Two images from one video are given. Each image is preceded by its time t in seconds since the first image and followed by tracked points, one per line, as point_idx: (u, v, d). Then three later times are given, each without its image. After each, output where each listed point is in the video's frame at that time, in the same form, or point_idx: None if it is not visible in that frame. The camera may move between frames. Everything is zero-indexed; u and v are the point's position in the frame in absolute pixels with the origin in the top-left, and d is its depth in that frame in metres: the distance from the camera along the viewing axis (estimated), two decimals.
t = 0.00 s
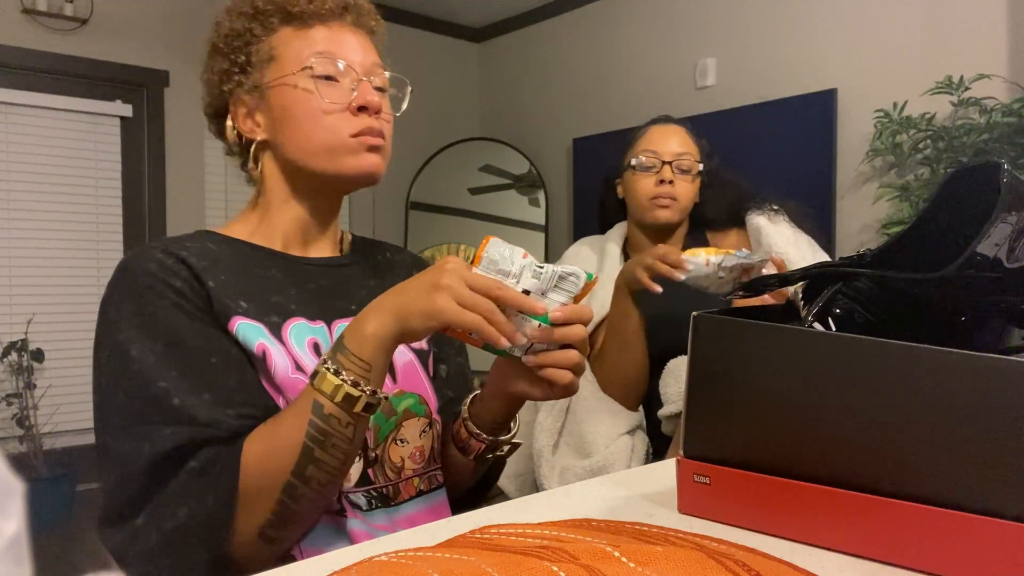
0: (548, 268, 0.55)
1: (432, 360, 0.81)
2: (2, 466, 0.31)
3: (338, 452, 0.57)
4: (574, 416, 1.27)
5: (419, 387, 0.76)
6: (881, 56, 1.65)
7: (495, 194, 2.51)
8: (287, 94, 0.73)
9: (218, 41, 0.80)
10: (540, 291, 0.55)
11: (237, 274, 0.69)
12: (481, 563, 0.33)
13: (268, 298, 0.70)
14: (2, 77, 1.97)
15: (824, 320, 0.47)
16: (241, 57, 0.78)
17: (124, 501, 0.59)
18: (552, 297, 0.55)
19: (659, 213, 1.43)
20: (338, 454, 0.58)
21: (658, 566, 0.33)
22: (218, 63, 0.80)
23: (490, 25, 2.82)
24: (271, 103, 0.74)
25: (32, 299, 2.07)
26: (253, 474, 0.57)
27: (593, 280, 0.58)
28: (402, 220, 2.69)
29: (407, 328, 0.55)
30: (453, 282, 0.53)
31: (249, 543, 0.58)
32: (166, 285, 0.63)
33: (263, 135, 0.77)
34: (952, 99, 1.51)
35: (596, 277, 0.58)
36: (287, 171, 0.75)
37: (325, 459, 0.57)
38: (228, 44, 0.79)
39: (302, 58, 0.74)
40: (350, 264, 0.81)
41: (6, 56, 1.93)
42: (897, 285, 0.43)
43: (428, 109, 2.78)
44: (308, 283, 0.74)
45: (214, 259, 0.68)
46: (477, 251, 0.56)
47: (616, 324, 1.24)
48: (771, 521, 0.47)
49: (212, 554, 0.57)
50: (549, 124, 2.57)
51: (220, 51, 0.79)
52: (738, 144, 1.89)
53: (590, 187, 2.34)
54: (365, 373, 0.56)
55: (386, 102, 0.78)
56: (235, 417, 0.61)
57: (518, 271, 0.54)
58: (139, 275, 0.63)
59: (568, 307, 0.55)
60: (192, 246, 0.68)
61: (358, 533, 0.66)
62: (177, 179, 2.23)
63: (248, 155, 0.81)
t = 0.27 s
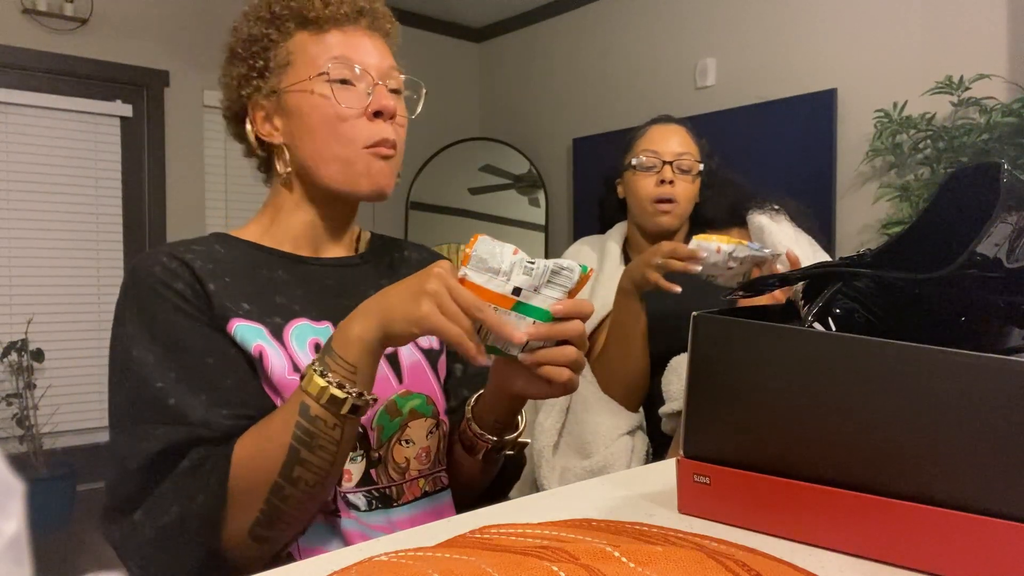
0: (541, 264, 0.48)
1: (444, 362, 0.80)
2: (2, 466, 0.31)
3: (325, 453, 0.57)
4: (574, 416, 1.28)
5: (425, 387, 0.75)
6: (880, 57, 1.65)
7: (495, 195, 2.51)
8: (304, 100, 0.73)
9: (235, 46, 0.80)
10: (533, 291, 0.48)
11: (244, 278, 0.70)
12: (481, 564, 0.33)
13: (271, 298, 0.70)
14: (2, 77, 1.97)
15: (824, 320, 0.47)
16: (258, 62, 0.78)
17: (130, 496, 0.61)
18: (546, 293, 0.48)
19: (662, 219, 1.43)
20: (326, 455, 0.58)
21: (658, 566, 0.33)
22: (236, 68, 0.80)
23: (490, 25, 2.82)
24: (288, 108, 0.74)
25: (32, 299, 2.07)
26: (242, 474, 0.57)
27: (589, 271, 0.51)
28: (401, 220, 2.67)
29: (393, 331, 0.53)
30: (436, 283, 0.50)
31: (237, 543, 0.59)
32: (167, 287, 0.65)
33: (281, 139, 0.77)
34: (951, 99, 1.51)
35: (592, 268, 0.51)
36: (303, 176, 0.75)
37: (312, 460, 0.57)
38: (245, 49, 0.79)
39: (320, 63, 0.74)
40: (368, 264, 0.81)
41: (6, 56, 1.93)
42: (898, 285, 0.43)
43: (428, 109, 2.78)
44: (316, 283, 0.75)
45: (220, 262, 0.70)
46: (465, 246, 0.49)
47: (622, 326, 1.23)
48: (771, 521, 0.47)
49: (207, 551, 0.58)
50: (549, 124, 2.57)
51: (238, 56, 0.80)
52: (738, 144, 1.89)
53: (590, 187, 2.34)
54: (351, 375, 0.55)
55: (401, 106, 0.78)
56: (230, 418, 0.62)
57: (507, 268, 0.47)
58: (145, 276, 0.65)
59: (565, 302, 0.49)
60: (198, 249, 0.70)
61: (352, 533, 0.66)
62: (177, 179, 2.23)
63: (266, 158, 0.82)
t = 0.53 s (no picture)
0: (514, 268, 0.45)
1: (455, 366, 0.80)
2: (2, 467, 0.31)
3: (305, 452, 0.58)
4: (574, 417, 1.29)
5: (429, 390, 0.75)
6: (880, 57, 1.65)
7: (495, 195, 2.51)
8: (311, 102, 0.73)
9: (246, 51, 0.81)
10: (507, 294, 0.46)
11: (254, 279, 0.71)
12: (481, 564, 0.33)
13: (275, 299, 0.70)
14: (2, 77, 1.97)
15: (824, 320, 0.47)
16: (268, 66, 0.78)
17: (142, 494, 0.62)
18: (520, 296, 0.46)
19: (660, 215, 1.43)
20: (306, 454, 0.58)
21: (658, 566, 0.33)
22: (246, 73, 0.81)
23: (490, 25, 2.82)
24: (298, 110, 0.74)
25: (32, 299, 2.08)
26: (226, 471, 0.59)
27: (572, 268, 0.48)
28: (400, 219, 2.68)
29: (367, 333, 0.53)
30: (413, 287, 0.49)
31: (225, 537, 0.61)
32: (170, 288, 0.66)
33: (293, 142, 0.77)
34: (951, 99, 1.51)
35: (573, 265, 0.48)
36: (314, 176, 0.75)
37: (291, 459, 0.58)
38: (254, 53, 0.79)
39: (326, 65, 0.74)
40: (386, 262, 0.81)
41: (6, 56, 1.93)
42: (898, 285, 0.43)
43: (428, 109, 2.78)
44: (322, 285, 0.74)
45: (228, 264, 0.71)
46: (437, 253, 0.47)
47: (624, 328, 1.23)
48: (770, 521, 0.47)
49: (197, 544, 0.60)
50: (548, 124, 2.57)
51: (248, 61, 0.80)
52: (738, 144, 1.89)
53: (590, 186, 2.34)
54: (328, 375, 0.55)
55: (410, 104, 0.78)
56: (218, 415, 0.63)
57: (480, 274, 0.45)
58: (154, 281, 0.67)
59: (539, 305, 0.47)
60: (207, 251, 0.71)
61: (345, 533, 0.66)
62: (177, 179, 2.23)
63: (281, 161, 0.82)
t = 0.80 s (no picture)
0: (499, 266, 0.48)
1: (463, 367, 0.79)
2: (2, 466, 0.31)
3: (300, 451, 0.58)
4: (574, 416, 1.29)
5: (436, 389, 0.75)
6: (880, 57, 1.65)
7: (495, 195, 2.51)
8: (317, 106, 0.73)
9: (257, 57, 0.81)
10: (496, 291, 0.48)
11: (262, 278, 0.71)
12: (481, 563, 0.33)
13: (284, 299, 0.70)
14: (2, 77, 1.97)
15: (824, 320, 0.47)
16: (277, 70, 0.79)
17: (151, 492, 0.62)
18: (509, 294, 0.49)
19: (660, 214, 1.43)
20: (301, 453, 0.58)
21: (658, 567, 0.33)
22: (258, 78, 0.81)
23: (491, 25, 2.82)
24: (306, 113, 0.75)
25: (32, 299, 2.08)
26: (225, 466, 0.60)
27: (559, 263, 0.51)
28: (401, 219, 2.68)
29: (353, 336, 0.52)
30: (404, 295, 0.49)
31: (226, 531, 0.61)
32: (183, 288, 0.67)
33: (304, 143, 0.78)
34: (951, 99, 1.51)
35: (561, 258, 0.51)
36: (324, 178, 0.75)
37: (286, 458, 0.58)
38: (265, 58, 0.80)
39: (332, 68, 0.74)
40: (398, 260, 0.80)
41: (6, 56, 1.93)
42: (897, 285, 0.43)
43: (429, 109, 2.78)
44: (331, 284, 0.73)
45: (239, 264, 0.71)
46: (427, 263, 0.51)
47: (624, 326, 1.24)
48: (769, 520, 0.47)
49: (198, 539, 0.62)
50: (549, 123, 2.57)
51: (259, 66, 0.81)
52: (738, 144, 1.89)
53: (590, 187, 2.34)
54: (320, 375, 0.55)
55: (415, 103, 0.77)
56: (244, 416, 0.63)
57: (467, 276, 0.48)
58: (169, 285, 0.68)
59: (528, 301, 0.49)
60: (221, 251, 0.71)
61: (344, 531, 0.66)
62: (177, 179, 2.24)
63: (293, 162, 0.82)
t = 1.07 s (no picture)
0: (490, 269, 0.48)
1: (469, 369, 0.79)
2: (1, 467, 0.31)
3: (296, 450, 0.58)
4: (574, 416, 1.29)
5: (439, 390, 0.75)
6: (880, 57, 1.65)
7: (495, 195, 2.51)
8: (326, 108, 0.73)
9: (267, 56, 0.81)
10: (488, 295, 0.48)
11: (265, 278, 0.71)
12: (481, 564, 0.33)
13: (289, 299, 0.70)
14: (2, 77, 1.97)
15: (824, 320, 0.47)
16: (287, 70, 0.79)
17: (153, 493, 0.62)
18: (501, 296, 0.49)
19: (661, 216, 1.43)
20: (297, 452, 0.58)
21: (658, 566, 0.33)
22: (268, 78, 0.81)
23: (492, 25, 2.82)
24: (315, 114, 0.75)
25: (32, 299, 2.08)
26: (224, 466, 0.60)
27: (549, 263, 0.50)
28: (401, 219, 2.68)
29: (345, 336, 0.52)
30: (397, 297, 0.49)
31: (227, 530, 0.62)
32: (188, 288, 0.68)
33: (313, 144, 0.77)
34: (951, 99, 1.51)
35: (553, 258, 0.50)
36: (334, 180, 0.75)
37: (282, 457, 0.58)
38: (275, 59, 0.80)
39: (342, 69, 0.74)
40: (404, 259, 0.79)
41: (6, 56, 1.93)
42: (898, 285, 0.43)
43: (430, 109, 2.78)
44: (336, 283, 0.73)
45: (246, 264, 0.71)
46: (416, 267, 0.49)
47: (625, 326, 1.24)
48: (768, 520, 0.47)
49: (198, 540, 0.62)
50: (549, 123, 2.57)
51: (269, 66, 0.81)
52: (739, 144, 1.89)
53: (590, 186, 2.34)
54: (314, 374, 0.55)
55: (425, 104, 0.77)
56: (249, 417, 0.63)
57: (457, 280, 0.48)
58: (174, 284, 0.68)
59: (518, 304, 0.49)
60: (229, 250, 0.72)
61: (343, 530, 0.66)
62: (177, 179, 2.24)
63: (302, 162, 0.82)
